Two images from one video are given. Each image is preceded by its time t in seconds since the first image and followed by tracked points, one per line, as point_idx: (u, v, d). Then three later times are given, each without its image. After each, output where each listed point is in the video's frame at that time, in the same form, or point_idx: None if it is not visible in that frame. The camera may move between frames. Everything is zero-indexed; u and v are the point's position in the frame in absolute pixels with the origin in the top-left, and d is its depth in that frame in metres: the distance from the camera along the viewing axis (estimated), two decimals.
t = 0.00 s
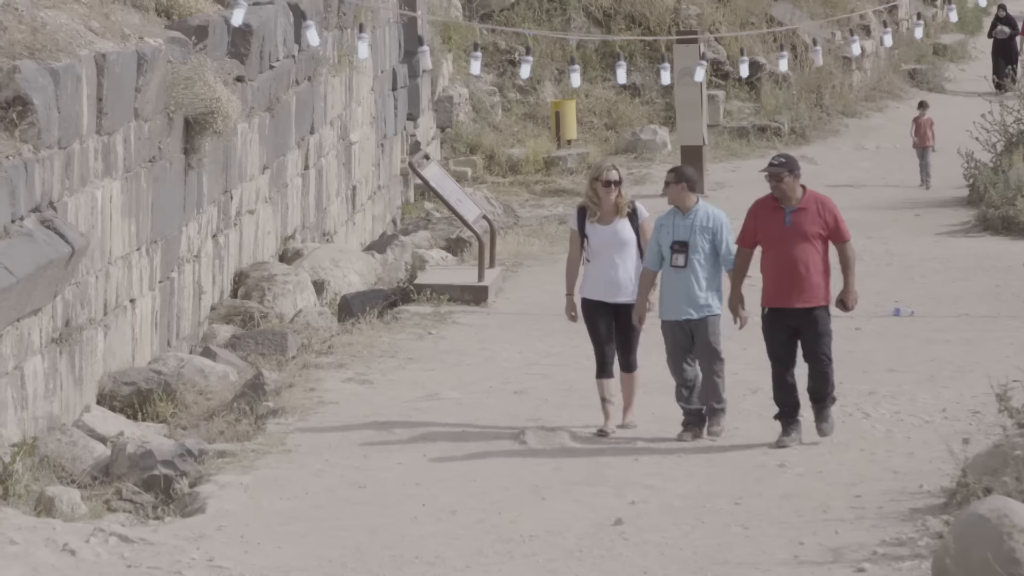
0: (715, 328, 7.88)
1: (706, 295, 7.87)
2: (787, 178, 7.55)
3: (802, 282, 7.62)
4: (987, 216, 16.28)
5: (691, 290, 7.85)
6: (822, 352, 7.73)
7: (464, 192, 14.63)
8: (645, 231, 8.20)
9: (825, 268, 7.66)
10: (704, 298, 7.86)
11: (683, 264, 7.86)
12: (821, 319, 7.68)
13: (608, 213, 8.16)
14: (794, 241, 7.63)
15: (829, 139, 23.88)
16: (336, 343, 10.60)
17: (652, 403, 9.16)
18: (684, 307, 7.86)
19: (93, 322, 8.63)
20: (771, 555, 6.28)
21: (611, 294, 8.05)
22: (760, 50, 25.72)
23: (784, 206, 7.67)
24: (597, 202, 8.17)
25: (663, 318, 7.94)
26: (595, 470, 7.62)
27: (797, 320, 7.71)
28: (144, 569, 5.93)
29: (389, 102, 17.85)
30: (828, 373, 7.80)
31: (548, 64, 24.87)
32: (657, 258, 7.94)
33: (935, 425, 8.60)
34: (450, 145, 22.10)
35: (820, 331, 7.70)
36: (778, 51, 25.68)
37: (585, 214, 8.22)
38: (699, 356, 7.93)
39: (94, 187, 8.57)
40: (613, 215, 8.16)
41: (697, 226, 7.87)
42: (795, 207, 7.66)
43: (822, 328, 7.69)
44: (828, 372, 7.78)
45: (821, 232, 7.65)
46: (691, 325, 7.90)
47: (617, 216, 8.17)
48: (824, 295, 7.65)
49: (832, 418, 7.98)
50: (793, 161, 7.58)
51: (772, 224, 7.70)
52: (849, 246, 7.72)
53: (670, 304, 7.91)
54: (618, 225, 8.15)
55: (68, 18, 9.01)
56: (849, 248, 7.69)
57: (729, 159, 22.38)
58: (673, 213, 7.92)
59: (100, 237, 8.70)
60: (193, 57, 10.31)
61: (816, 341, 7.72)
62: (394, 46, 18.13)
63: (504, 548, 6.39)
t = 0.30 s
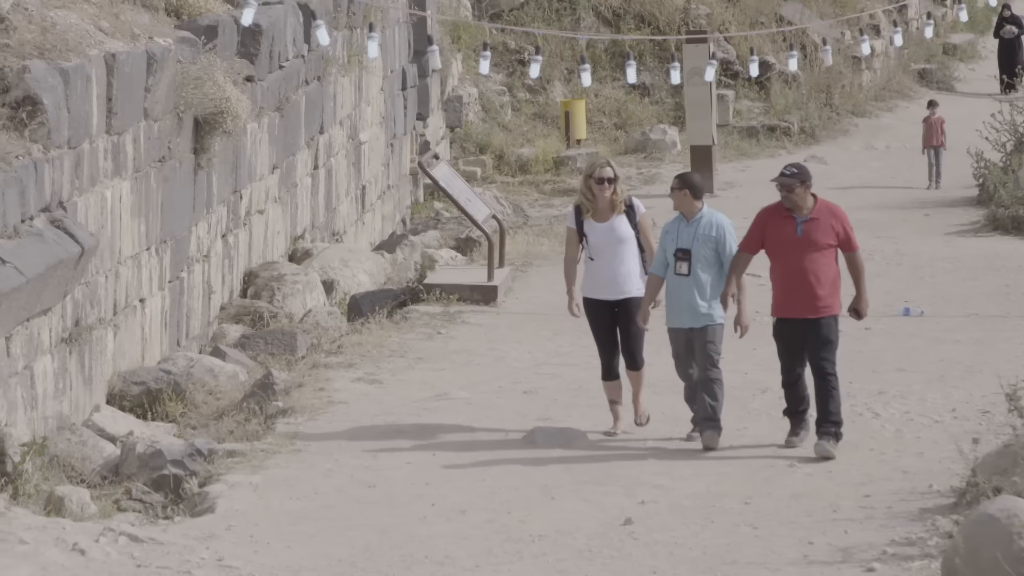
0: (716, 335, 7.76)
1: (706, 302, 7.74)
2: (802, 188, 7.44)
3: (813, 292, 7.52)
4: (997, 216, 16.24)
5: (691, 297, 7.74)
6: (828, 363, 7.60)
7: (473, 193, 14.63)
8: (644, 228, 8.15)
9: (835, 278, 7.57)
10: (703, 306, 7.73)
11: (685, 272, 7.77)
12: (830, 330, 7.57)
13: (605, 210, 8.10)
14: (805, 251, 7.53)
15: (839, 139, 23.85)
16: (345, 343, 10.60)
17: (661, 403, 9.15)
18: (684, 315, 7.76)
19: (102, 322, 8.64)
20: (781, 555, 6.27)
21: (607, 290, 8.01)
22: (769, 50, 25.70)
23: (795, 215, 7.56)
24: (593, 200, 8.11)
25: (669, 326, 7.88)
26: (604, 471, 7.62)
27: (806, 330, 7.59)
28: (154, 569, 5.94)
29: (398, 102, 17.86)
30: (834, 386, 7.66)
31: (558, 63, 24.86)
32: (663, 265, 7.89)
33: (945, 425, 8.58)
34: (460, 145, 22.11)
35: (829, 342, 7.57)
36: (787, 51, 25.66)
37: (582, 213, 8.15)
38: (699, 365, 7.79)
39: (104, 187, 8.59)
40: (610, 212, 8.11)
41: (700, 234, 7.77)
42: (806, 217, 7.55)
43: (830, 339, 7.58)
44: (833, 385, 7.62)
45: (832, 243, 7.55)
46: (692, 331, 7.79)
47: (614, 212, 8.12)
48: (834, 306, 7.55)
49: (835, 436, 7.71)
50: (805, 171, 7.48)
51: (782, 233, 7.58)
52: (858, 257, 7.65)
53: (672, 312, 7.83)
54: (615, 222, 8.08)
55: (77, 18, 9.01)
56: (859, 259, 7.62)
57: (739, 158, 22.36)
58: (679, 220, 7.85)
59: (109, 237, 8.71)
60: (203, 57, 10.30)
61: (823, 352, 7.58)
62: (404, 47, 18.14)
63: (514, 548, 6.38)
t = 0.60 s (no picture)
0: (728, 342, 7.69)
1: (717, 301, 7.68)
2: (810, 184, 7.30)
3: (820, 292, 7.39)
4: (1007, 215, 16.20)
5: (703, 297, 7.69)
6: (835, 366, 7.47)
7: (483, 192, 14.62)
8: (644, 236, 7.92)
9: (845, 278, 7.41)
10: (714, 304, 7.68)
11: (699, 270, 7.71)
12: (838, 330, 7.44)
13: (604, 216, 7.93)
14: (814, 249, 7.39)
15: (849, 138, 23.81)
16: (355, 342, 10.60)
17: (671, 403, 9.14)
18: (695, 314, 7.71)
19: (112, 321, 8.64)
20: (791, 554, 6.25)
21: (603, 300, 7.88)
22: (779, 49, 25.66)
23: (807, 213, 7.44)
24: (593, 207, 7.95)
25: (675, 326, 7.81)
26: (614, 470, 7.60)
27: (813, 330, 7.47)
28: (164, 568, 5.93)
29: (408, 102, 17.86)
30: (844, 391, 7.52)
31: (567, 62, 24.85)
32: (676, 265, 7.83)
33: (955, 424, 8.55)
34: (469, 145, 22.11)
35: (837, 344, 7.44)
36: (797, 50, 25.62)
37: (583, 216, 8.00)
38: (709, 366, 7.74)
39: (114, 187, 8.59)
40: (609, 219, 7.92)
41: (712, 232, 7.70)
42: (817, 215, 7.41)
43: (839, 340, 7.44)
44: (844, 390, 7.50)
45: (842, 242, 7.40)
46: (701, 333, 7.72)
47: (613, 219, 7.92)
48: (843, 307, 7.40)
49: (846, 442, 7.63)
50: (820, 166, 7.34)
51: (792, 230, 7.46)
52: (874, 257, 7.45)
53: (682, 312, 7.77)
54: (613, 229, 7.91)
55: (87, 18, 9.01)
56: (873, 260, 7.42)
57: (749, 158, 22.33)
58: (690, 218, 7.78)
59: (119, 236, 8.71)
60: (212, 57, 10.29)
61: (831, 354, 7.46)
62: (414, 46, 18.13)
63: (524, 548, 6.37)
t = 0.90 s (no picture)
0: (739, 339, 7.68)
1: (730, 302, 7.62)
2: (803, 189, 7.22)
3: (819, 298, 7.30)
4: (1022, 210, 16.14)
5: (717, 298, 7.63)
6: (845, 367, 7.38)
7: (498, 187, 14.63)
8: (651, 235, 7.71)
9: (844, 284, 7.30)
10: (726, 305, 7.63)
11: (710, 272, 7.62)
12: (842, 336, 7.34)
13: (611, 212, 7.76)
14: (811, 255, 7.31)
15: (864, 133, 23.76)
16: (370, 337, 10.60)
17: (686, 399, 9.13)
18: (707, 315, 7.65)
19: (128, 316, 8.66)
20: (806, 549, 6.24)
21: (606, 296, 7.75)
22: (794, 44, 25.62)
23: (805, 218, 7.36)
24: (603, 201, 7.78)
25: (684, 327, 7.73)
26: (629, 465, 7.60)
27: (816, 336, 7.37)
28: (180, 563, 5.94)
29: (423, 97, 17.86)
30: (857, 390, 7.45)
31: (582, 58, 24.85)
32: (684, 265, 7.76)
33: (971, 419, 8.53)
34: (484, 140, 22.11)
35: (841, 349, 7.35)
36: (812, 45, 25.58)
37: (591, 211, 7.83)
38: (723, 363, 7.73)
39: (129, 182, 8.61)
40: (616, 216, 7.75)
41: (721, 233, 7.62)
42: (815, 220, 7.32)
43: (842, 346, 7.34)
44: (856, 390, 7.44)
45: (840, 247, 7.28)
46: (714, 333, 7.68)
47: (620, 216, 7.75)
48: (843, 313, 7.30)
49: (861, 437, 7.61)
50: (817, 170, 7.25)
51: (790, 237, 7.39)
52: (876, 260, 7.29)
53: (692, 314, 7.69)
54: (619, 227, 7.73)
55: (102, 13, 9.01)
56: (874, 264, 7.27)
57: (764, 153, 22.30)
58: (696, 219, 7.69)
59: (135, 232, 8.73)
60: (228, 52, 10.28)
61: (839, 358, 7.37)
62: (429, 41, 18.13)
63: (539, 543, 6.37)
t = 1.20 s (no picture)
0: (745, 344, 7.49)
1: (732, 298, 7.43)
2: (805, 180, 7.04)
3: (822, 290, 7.11)
4: None
5: (717, 296, 7.40)
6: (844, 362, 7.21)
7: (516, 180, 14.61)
8: (661, 229, 7.71)
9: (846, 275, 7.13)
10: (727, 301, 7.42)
11: (710, 269, 7.39)
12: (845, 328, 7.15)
13: (620, 207, 7.76)
14: (813, 248, 7.12)
15: (882, 126, 23.67)
16: (388, 330, 10.59)
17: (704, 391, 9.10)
18: (708, 313, 7.41)
19: (145, 309, 8.66)
20: (824, 542, 6.21)
21: (616, 291, 7.71)
22: (812, 37, 25.53)
23: (803, 210, 7.16)
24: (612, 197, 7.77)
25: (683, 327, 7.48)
26: (646, 458, 7.58)
27: (820, 329, 7.17)
28: (197, 556, 5.94)
29: (440, 89, 17.84)
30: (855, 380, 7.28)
31: (600, 50, 24.81)
32: (678, 264, 7.46)
33: (989, 412, 8.49)
34: (502, 133, 22.07)
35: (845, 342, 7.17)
36: (830, 37, 25.49)
37: (601, 206, 7.83)
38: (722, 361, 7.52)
39: (147, 175, 8.61)
40: (626, 211, 7.75)
41: (722, 229, 7.43)
42: (814, 212, 7.14)
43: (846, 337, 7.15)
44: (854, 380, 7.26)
45: (843, 239, 7.13)
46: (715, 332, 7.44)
47: (630, 211, 7.74)
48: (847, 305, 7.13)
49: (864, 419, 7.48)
50: (810, 162, 7.08)
51: (790, 229, 7.17)
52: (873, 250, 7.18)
53: (690, 314, 7.44)
54: (629, 222, 7.73)
55: (120, 6, 9.00)
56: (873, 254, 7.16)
57: (782, 145, 22.22)
58: (693, 216, 7.45)
59: (152, 224, 8.73)
60: (245, 45, 10.26)
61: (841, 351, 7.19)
62: (446, 34, 18.11)
63: (557, 535, 6.36)
